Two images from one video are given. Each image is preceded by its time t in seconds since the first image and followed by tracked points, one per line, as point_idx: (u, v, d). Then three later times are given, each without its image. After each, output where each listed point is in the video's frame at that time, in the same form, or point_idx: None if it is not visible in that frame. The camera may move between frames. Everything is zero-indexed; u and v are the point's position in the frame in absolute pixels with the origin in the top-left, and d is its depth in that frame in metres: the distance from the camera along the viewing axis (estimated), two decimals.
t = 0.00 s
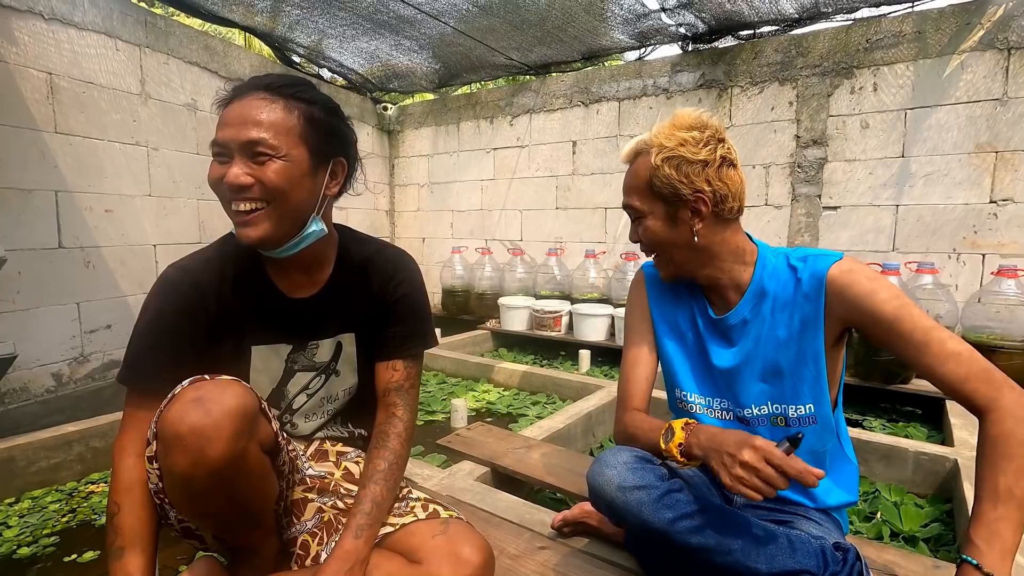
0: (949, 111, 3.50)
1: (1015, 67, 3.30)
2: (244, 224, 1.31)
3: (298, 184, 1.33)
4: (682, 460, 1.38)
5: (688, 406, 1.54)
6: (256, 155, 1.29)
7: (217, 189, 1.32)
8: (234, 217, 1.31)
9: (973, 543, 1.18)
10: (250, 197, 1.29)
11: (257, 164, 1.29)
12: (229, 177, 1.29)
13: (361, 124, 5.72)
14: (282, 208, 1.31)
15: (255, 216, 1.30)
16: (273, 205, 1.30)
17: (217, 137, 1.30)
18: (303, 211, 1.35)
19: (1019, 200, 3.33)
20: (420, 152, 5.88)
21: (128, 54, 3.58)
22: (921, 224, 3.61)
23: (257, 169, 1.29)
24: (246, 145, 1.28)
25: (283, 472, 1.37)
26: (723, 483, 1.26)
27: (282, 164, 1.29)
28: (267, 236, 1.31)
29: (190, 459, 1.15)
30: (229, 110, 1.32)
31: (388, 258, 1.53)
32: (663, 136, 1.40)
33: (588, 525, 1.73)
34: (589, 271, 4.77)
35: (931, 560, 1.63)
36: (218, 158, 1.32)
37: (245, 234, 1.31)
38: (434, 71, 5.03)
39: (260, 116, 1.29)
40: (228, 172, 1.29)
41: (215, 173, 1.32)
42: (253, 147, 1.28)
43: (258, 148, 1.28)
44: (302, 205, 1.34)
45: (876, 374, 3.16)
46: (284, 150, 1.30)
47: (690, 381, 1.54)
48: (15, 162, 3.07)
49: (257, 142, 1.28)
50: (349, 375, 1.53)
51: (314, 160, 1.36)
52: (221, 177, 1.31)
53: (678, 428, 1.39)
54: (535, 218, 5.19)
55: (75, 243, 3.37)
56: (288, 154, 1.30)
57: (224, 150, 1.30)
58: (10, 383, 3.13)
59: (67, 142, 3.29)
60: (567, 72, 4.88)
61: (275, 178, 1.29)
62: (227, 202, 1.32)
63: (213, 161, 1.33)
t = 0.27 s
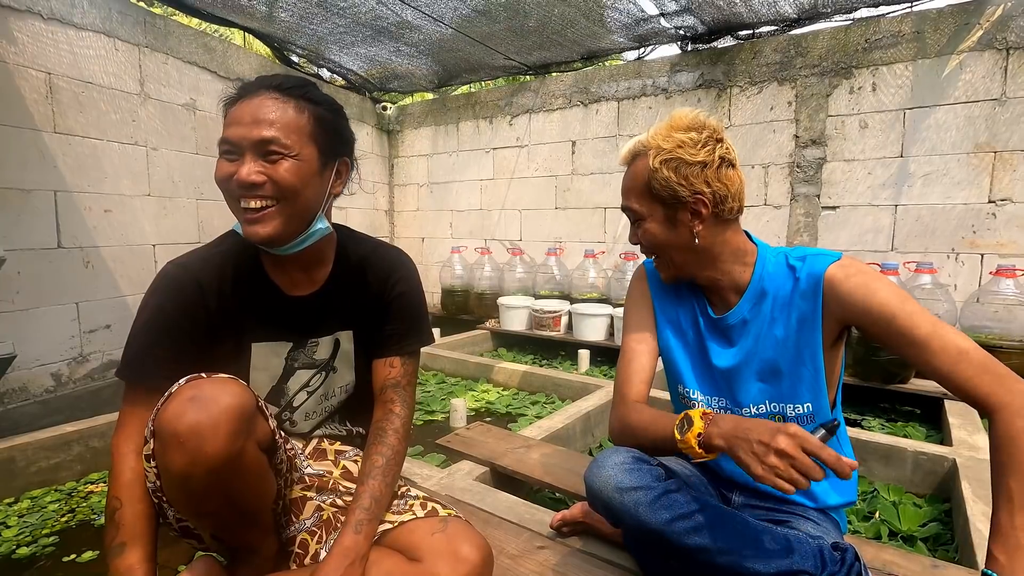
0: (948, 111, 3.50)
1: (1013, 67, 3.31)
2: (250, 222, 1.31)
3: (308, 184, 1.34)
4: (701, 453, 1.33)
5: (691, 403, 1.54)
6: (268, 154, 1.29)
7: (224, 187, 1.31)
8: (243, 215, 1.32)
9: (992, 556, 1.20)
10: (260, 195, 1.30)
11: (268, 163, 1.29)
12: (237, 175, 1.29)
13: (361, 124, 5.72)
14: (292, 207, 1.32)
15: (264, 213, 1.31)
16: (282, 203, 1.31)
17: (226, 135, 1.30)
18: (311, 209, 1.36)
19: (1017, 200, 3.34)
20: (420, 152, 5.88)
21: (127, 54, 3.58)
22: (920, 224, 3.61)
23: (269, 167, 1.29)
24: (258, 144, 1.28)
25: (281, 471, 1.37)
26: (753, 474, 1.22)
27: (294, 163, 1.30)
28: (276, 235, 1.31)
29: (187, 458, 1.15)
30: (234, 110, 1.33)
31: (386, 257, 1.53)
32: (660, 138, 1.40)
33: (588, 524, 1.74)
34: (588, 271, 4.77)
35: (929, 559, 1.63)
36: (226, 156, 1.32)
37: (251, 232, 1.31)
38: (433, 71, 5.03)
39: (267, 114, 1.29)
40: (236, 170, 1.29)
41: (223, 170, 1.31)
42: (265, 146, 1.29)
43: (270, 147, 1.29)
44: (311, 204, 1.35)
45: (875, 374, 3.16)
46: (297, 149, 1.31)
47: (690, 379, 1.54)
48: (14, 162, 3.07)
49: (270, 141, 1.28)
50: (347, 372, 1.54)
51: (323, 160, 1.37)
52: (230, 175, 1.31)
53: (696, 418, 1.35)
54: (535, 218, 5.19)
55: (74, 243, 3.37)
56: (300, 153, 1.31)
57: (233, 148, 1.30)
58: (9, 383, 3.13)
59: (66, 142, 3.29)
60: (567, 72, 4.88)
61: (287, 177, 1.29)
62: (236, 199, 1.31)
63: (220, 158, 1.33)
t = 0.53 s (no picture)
0: (947, 111, 3.50)
1: (1012, 68, 3.31)
2: (251, 223, 1.31)
3: (309, 184, 1.34)
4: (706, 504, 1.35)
5: (688, 409, 1.54)
6: (270, 154, 1.29)
7: (226, 188, 1.31)
8: (245, 215, 1.31)
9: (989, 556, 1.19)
10: (262, 196, 1.30)
11: (270, 164, 1.29)
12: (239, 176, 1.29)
13: (360, 124, 5.72)
14: (293, 206, 1.32)
15: (265, 214, 1.31)
16: (283, 203, 1.31)
17: (228, 135, 1.30)
18: (312, 209, 1.36)
19: (1016, 200, 3.34)
20: (419, 152, 5.88)
21: (126, 53, 3.57)
22: (919, 224, 3.61)
23: (271, 167, 1.29)
24: (259, 145, 1.28)
25: (280, 469, 1.37)
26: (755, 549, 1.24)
27: (296, 163, 1.31)
28: (277, 234, 1.31)
29: (185, 453, 1.15)
30: (236, 109, 1.33)
31: (386, 258, 1.53)
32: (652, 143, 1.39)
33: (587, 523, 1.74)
34: (588, 271, 4.77)
35: (928, 558, 1.64)
36: (227, 156, 1.32)
37: (253, 233, 1.31)
38: (432, 71, 5.03)
39: (271, 113, 1.29)
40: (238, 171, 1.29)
41: (225, 171, 1.31)
42: (266, 146, 1.29)
43: (273, 147, 1.29)
44: (312, 204, 1.35)
45: (875, 373, 3.17)
46: (298, 149, 1.31)
47: (688, 383, 1.55)
48: (12, 162, 3.07)
49: (272, 141, 1.29)
50: (347, 373, 1.54)
51: (324, 160, 1.38)
52: (231, 177, 1.31)
53: (711, 467, 1.36)
54: (534, 218, 5.19)
55: (73, 243, 3.37)
56: (301, 154, 1.31)
57: (235, 148, 1.30)
58: (8, 383, 3.13)
59: (65, 142, 3.29)
60: (566, 72, 4.88)
61: (289, 178, 1.30)
62: (237, 200, 1.31)
63: (221, 158, 1.33)
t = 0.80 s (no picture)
0: (946, 110, 3.50)
1: (1011, 67, 3.31)
2: (243, 225, 1.31)
3: (301, 184, 1.33)
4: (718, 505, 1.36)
5: (684, 414, 1.54)
6: (259, 155, 1.29)
7: (217, 190, 1.31)
8: (236, 217, 1.31)
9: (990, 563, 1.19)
10: (252, 197, 1.29)
11: (259, 165, 1.29)
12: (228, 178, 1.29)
13: (359, 123, 5.71)
14: (285, 207, 1.31)
15: (256, 215, 1.30)
16: (274, 205, 1.30)
17: (218, 136, 1.30)
18: (305, 209, 1.35)
19: (1016, 199, 3.34)
20: (419, 152, 5.88)
21: (124, 52, 3.56)
22: (919, 223, 3.61)
23: (261, 168, 1.29)
24: (248, 145, 1.28)
25: (278, 469, 1.37)
26: (776, 549, 1.24)
27: (286, 164, 1.30)
28: (270, 235, 1.31)
29: (182, 454, 1.14)
30: (227, 110, 1.32)
31: (384, 257, 1.53)
32: (644, 149, 1.38)
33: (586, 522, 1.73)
34: (587, 270, 4.76)
35: (927, 558, 1.63)
36: (217, 158, 1.32)
37: (245, 235, 1.31)
38: (431, 71, 5.03)
39: (262, 114, 1.29)
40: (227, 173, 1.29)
41: (215, 173, 1.31)
42: (256, 147, 1.28)
43: (262, 148, 1.28)
44: (304, 204, 1.35)
45: (874, 373, 3.17)
46: (288, 149, 1.30)
47: (683, 389, 1.54)
48: (10, 161, 3.06)
49: (261, 142, 1.28)
50: (345, 373, 1.53)
51: (316, 159, 1.37)
52: (221, 178, 1.30)
53: (722, 470, 1.37)
54: (534, 217, 5.19)
55: (71, 242, 3.36)
56: (291, 153, 1.30)
57: (224, 150, 1.30)
58: (6, 382, 3.12)
59: (63, 141, 3.28)
60: (565, 71, 4.88)
61: (279, 178, 1.29)
62: (228, 202, 1.31)
63: (212, 161, 1.32)
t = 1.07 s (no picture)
0: (946, 109, 3.50)
1: (1011, 66, 3.31)
2: (230, 229, 1.31)
3: (287, 186, 1.31)
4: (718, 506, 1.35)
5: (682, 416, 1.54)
6: (243, 159, 1.27)
7: (205, 194, 1.31)
8: (224, 222, 1.31)
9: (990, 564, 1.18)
10: (238, 202, 1.28)
11: (243, 168, 1.27)
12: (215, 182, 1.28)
13: (358, 123, 5.71)
14: (272, 211, 1.30)
15: (243, 220, 1.30)
16: (260, 209, 1.29)
17: (203, 140, 1.28)
18: (293, 212, 1.33)
19: (1015, 198, 3.34)
20: (418, 151, 5.87)
21: (123, 51, 3.56)
22: (918, 222, 3.61)
23: (245, 172, 1.27)
24: (232, 149, 1.26)
25: (277, 470, 1.36)
26: (773, 552, 1.25)
27: (271, 167, 1.28)
28: (257, 240, 1.31)
29: (180, 457, 1.14)
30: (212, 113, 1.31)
31: (383, 257, 1.52)
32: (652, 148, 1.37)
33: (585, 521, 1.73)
34: (587, 270, 4.76)
35: (927, 557, 1.63)
36: (204, 161, 1.31)
37: (234, 239, 1.30)
38: (431, 70, 5.02)
39: (245, 117, 1.27)
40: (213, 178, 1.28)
41: (202, 177, 1.30)
42: (240, 151, 1.26)
43: (245, 151, 1.26)
44: (293, 206, 1.33)
45: (873, 372, 3.17)
46: (273, 152, 1.28)
47: (680, 390, 1.54)
48: (8, 160, 3.05)
49: (245, 145, 1.26)
50: (343, 375, 1.53)
51: (303, 160, 1.34)
52: (207, 182, 1.29)
53: (722, 471, 1.37)
54: (533, 217, 5.18)
55: (70, 242, 3.35)
56: (276, 156, 1.28)
57: (210, 153, 1.29)
58: (4, 382, 3.11)
59: (61, 140, 3.28)
60: (565, 70, 4.87)
61: (264, 182, 1.27)
62: (217, 206, 1.30)
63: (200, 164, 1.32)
